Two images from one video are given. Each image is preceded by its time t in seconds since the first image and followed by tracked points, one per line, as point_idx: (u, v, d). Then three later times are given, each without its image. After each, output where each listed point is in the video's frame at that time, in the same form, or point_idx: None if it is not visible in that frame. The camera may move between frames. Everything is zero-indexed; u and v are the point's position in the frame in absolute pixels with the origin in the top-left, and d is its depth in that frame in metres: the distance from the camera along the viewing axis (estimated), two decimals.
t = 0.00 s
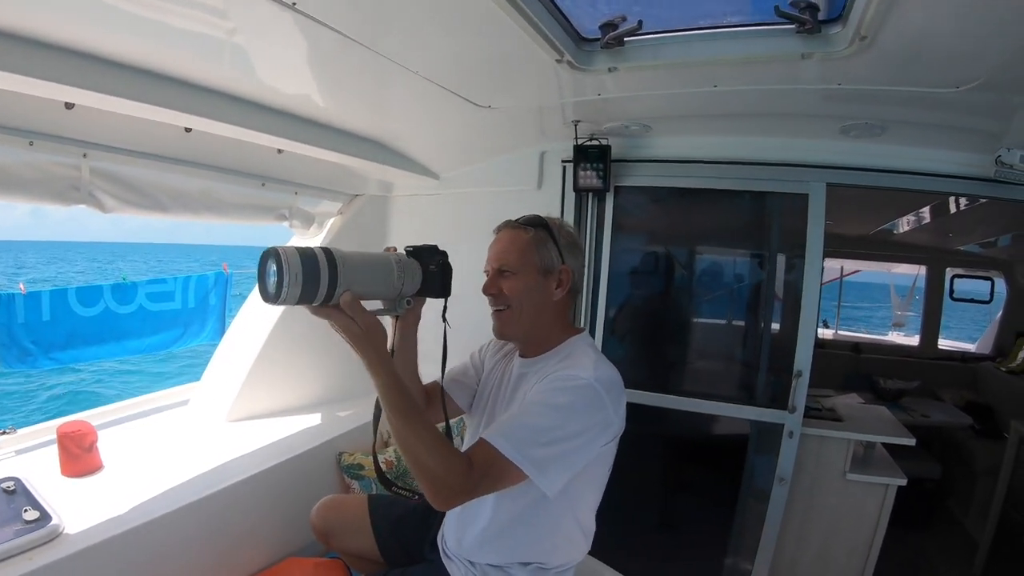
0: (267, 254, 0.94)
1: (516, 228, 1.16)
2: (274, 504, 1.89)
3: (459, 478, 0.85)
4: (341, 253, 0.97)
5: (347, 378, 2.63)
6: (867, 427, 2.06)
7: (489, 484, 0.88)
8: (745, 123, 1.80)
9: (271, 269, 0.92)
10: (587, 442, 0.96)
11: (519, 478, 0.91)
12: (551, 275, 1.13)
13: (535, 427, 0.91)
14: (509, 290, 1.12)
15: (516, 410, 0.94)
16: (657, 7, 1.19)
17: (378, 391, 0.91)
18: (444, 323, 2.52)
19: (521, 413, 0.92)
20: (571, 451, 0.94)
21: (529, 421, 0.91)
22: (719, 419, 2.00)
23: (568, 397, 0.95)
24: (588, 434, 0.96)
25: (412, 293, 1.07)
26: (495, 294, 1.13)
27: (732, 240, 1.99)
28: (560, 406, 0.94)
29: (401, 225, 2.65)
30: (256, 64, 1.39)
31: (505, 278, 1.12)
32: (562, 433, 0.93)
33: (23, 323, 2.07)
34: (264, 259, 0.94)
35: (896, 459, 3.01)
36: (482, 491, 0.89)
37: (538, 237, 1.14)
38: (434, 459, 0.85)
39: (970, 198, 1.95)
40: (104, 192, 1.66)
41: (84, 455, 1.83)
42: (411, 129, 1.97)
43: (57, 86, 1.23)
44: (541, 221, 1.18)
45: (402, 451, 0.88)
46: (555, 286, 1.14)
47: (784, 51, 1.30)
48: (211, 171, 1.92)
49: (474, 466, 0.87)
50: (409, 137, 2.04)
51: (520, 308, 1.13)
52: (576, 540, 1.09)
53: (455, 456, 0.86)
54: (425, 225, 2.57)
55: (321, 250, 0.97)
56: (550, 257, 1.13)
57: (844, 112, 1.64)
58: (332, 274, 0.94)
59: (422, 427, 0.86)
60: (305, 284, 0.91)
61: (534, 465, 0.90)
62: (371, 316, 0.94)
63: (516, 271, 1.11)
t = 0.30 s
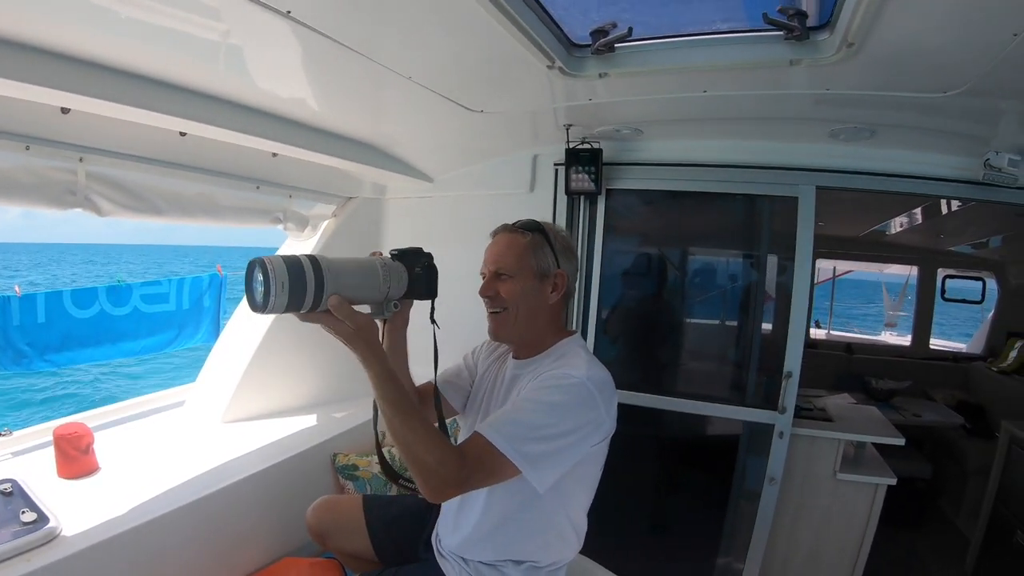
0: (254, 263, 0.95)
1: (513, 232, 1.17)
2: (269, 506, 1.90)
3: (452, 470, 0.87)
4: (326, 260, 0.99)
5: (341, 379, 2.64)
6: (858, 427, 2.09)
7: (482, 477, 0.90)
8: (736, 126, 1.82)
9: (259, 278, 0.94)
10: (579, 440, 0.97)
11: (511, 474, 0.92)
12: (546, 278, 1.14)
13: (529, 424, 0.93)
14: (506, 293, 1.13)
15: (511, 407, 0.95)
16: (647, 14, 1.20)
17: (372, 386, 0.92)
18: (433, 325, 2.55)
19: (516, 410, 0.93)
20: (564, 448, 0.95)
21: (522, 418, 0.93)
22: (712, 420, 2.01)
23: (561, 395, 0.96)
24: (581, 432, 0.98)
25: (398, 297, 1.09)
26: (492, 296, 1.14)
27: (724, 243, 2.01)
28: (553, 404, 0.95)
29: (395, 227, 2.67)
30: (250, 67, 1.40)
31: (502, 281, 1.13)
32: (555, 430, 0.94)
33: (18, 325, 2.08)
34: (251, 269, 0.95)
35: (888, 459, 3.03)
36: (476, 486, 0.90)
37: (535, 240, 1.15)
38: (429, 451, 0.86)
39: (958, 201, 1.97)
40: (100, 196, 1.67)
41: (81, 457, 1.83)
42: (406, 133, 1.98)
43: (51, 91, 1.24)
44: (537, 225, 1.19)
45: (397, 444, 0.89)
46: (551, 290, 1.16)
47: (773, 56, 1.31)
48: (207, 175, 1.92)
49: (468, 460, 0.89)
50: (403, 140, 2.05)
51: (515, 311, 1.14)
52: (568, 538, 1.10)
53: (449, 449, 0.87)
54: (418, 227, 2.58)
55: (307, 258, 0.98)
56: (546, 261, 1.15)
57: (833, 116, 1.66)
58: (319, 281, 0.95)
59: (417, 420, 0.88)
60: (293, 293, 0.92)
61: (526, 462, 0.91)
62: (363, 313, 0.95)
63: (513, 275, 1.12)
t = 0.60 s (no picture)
0: (252, 252, 0.96)
1: (509, 230, 1.18)
2: (267, 504, 1.90)
3: (447, 461, 0.87)
4: (323, 250, 0.99)
5: (337, 378, 2.65)
6: (851, 421, 2.10)
7: (477, 468, 0.90)
8: (728, 124, 1.83)
9: (256, 268, 0.94)
10: (574, 433, 0.98)
11: (505, 466, 0.93)
12: (541, 276, 1.15)
13: (524, 416, 0.93)
14: (500, 289, 1.14)
15: (506, 399, 0.96)
16: (639, 13, 1.21)
17: (369, 376, 0.93)
18: (427, 317, 2.55)
19: (511, 402, 0.94)
20: (558, 440, 0.96)
21: (517, 410, 0.93)
22: (706, 416, 2.02)
23: (556, 388, 0.97)
24: (575, 425, 0.98)
25: (394, 289, 1.09)
26: (487, 292, 1.15)
27: (717, 239, 2.02)
28: (547, 397, 0.96)
29: (390, 225, 2.67)
30: (244, 67, 1.40)
31: (497, 277, 1.14)
32: (550, 422, 0.95)
33: (14, 327, 2.08)
34: (249, 258, 0.96)
35: (883, 454, 3.05)
36: (469, 478, 0.90)
37: (530, 238, 1.16)
38: (424, 441, 0.87)
39: (950, 197, 1.98)
40: (95, 197, 1.67)
41: (79, 458, 1.84)
42: (400, 132, 1.99)
43: (45, 92, 1.25)
44: (533, 223, 1.20)
45: (393, 435, 0.89)
46: (545, 287, 1.16)
47: (764, 55, 1.32)
48: (202, 175, 1.93)
49: (463, 451, 0.89)
50: (397, 139, 2.06)
51: (509, 306, 1.15)
52: (563, 533, 1.11)
53: (444, 438, 0.88)
54: (413, 225, 2.59)
55: (304, 248, 0.99)
56: (541, 259, 1.16)
57: (825, 113, 1.67)
58: (316, 273, 0.95)
59: (412, 411, 0.88)
60: (290, 284, 0.93)
61: (520, 454, 0.92)
62: (360, 303, 0.96)
63: (507, 271, 1.13)
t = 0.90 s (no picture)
0: (252, 251, 0.96)
1: (509, 226, 1.19)
2: (267, 503, 1.91)
3: (447, 452, 0.87)
4: (321, 247, 1.00)
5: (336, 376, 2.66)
6: (847, 415, 2.11)
7: (477, 460, 0.90)
8: (723, 121, 1.84)
9: (256, 266, 0.95)
10: (573, 425, 0.99)
11: (505, 458, 0.94)
12: (540, 272, 1.16)
13: (524, 407, 0.94)
14: (500, 284, 1.15)
15: (506, 392, 0.97)
16: (634, 12, 1.22)
17: (369, 371, 0.93)
18: (426, 312, 2.56)
19: (512, 394, 0.95)
20: (558, 432, 0.97)
21: (517, 402, 0.94)
22: (704, 411, 2.04)
23: (555, 380, 0.98)
24: (574, 417, 1.00)
25: (393, 284, 1.10)
26: (487, 287, 1.16)
27: (713, 235, 2.03)
28: (546, 389, 0.97)
29: (387, 224, 2.68)
30: (240, 67, 1.41)
31: (498, 273, 1.15)
32: (550, 414, 0.96)
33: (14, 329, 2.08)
34: (250, 257, 0.96)
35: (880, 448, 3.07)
36: (470, 469, 0.91)
37: (531, 235, 1.17)
38: (424, 433, 0.87)
39: (945, 191, 2.00)
40: (94, 198, 1.68)
41: (79, 458, 1.84)
42: (397, 131, 2.00)
43: (42, 93, 1.25)
44: (533, 220, 1.21)
45: (394, 428, 0.90)
46: (544, 283, 1.17)
47: (757, 52, 1.33)
48: (199, 175, 1.93)
49: (463, 443, 0.90)
50: (393, 138, 2.06)
51: (509, 302, 1.16)
52: (562, 525, 1.12)
53: (444, 431, 0.88)
54: (410, 223, 2.59)
55: (303, 245, 0.99)
56: (541, 255, 1.17)
57: (818, 109, 1.68)
58: (315, 268, 0.96)
59: (413, 405, 0.89)
60: (290, 280, 0.93)
61: (520, 445, 0.93)
62: (359, 298, 0.97)
63: (508, 267, 1.14)
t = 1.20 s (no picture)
0: (257, 247, 0.97)
1: (511, 224, 1.20)
2: (270, 501, 1.93)
3: (450, 445, 0.88)
4: (325, 243, 1.00)
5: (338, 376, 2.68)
6: (846, 411, 2.13)
7: (480, 453, 0.91)
8: (720, 119, 1.85)
9: (261, 261, 0.95)
10: (573, 418, 1.01)
11: (507, 451, 0.95)
12: (542, 269, 1.17)
13: (526, 401, 0.96)
14: (502, 281, 1.16)
15: (508, 386, 0.98)
16: (632, 12, 1.23)
17: (373, 365, 0.94)
18: (427, 308, 2.57)
19: (513, 388, 0.97)
20: (559, 425, 0.98)
21: (519, 396, 0.96)
22: (704, 408, 2.05)
23: (555, 375, 1.00)
24: (575, 411, 1.01)
25: (396, 280, 1.11)
26: (489, 283, 1.17)
27: (711, 233, 2.05)
28: (547, 383, 0.98)
29: (387, 223, 2.70)
30: (241, 68, 1.42)
31: (499, 269, 1.16)
32: (550, 408, 0.98)
33: (16, 330, 2.09)
34: (254, 253, 0.97)
35: (879, 444, 3.08)
36: (472, 462, 0.92)
37: (532, 232, 1.18)
38: (427, 425, 0.88)
39: (942, 188, 2.01)
40: (97, 199, 1.69)
41: (83, 458, 1.85)
42: (397, 131, 2.01)
43: (45, 94, 1.26)
44: (534, 218, 1.23)
45: (398, 421, 0.91)
46: (545, 280, 1.19)
47: (754, 52, 1.35)
48: (201, 175, 1.95)
49: (466, 435, 0.91)
50: (394, 138, 2.08)
51: (511, 298, 1.17)
52: (564, 519, 1.13)
53: (447, 423, 0.89)
54: (410, 222, 2.61)
55: (307, 241, 1.00)
56: (543, 253, 1.18)
57: (816, 107, 1.70)
58: (320, 263, 0.97)
59: (416, 398, 0.90)
60: (295, 274, 0.94)
61: (522, 438, 0.94)
62: (362, 293, 0.98)
63: (510, 263, 1.15)
